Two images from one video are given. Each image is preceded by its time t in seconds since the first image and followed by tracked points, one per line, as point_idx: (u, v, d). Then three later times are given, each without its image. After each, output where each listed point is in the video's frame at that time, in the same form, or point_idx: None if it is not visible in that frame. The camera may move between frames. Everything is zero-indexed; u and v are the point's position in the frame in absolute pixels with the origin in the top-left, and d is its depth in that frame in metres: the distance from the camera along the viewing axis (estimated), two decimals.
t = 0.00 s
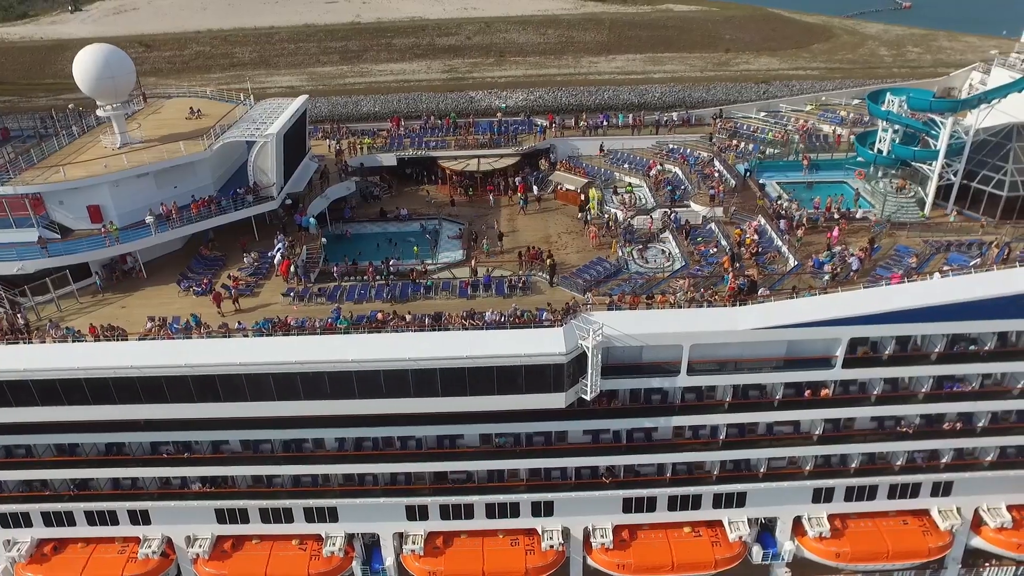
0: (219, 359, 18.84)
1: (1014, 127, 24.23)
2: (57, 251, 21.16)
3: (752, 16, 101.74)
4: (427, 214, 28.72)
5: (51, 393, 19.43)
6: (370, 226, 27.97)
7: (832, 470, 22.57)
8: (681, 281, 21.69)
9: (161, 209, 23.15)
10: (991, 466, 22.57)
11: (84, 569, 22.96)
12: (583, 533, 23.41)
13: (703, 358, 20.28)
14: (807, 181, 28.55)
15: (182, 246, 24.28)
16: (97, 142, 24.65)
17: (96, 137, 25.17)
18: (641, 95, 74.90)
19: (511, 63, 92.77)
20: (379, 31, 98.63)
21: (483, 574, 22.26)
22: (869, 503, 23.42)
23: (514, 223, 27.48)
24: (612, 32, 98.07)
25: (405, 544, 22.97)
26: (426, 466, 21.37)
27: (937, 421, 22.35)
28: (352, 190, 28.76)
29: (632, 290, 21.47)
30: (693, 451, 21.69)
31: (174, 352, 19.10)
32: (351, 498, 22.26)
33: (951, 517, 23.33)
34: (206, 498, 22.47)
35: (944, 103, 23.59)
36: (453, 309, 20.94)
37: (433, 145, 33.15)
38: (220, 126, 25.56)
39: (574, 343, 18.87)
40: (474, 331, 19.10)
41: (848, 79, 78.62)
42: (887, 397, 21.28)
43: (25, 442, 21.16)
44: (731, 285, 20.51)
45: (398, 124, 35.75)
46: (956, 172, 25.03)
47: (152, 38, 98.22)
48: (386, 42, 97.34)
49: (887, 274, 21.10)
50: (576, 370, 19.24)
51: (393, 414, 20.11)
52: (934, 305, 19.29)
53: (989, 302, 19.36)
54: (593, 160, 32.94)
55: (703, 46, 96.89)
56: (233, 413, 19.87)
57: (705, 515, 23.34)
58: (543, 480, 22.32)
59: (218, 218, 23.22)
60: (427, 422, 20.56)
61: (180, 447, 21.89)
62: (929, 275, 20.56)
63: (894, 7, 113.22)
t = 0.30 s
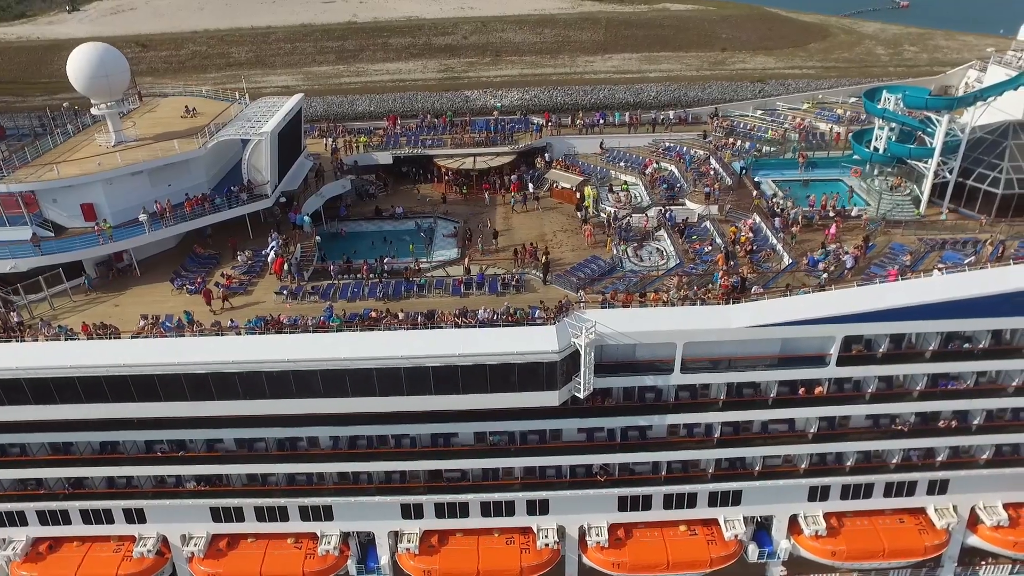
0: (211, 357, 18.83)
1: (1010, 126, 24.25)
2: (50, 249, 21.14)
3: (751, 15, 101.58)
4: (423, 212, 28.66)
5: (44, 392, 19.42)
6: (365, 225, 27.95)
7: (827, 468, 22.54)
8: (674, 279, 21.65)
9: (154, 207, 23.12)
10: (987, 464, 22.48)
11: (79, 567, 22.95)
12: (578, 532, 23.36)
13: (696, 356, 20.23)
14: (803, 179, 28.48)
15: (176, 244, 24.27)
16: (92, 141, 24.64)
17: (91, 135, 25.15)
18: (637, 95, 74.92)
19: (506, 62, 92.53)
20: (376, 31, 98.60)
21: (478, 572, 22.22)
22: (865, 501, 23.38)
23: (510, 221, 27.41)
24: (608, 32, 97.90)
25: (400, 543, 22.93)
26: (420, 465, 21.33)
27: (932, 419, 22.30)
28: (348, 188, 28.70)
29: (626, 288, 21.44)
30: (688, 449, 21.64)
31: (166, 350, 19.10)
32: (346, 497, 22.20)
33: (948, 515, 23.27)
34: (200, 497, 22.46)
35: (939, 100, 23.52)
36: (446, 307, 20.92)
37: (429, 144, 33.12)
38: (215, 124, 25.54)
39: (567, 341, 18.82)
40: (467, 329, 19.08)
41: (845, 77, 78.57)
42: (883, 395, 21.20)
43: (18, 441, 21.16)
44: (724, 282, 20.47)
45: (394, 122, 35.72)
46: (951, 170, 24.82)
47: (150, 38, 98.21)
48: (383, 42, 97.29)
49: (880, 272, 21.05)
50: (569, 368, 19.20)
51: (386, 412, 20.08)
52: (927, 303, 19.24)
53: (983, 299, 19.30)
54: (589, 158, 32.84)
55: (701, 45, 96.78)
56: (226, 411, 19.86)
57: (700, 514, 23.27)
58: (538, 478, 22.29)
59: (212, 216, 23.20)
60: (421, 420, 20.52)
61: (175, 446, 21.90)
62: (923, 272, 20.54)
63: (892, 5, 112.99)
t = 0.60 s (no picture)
0: (201, 355, 18.84)
1: (1003, 123, 24.33)
2: (42, 248, 21.13)
3: (748, 15, 101.59)
4: (417, 211, 28.65)
5: (35, 390, 19.45)
6: (359, 224, 27.97)
7: (819, 467, 22.58)
8: (666, 276, 21.63)
9: (147, 206, 23.12)
10: (979, 462, 22.45)
11: (72, 565, 22.97)
12: (570, 530, 23.35)
13: (687, 355, 20.18)
14: (797, 178, 28.37)
15: (168, 243, 24.26)
16: (85, 140, 24.66)
17: (84, 135, 25.17)
18: (631, 94, 74.95)
19: (500, 62, 92.36)
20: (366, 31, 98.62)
21: (470, 571, 22.21)
22: (857, 500, 23.37)
23: (504, 220, 27.38)
24: (604, 31, 97.88)
25: (392, 542, 22.93)
26: (412, 463, 21.34)
27: (924, 417, 22.30)
28: (342, 187, 28.64)
29: (619, 286, 21.44)
30: (680, 448, 21.64)
31: (157, 348, 19.10)
32: (337, 495, 22.21)
33: (940, 513, 23.27)
34: (192, 495, 22.46)
35: (933, 98, 23.51)
36: (437, 305, 20.91)
37: (424, 142, 33.15)
38: (208, 123, 25.55)
39: (558, 339, 18.79)
40: (457, 326, 19.08)
41: (841, 76, 78.59)
42: (874, 393, 21.18)
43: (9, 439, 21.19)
44: (715, 280, 20.44)
45: (389, 121, 35.74)
46: (945, 168, 24.80)
47: (144, 38, 98.23)
48: (378, 41, 97.30)
49: (872, 270, 21.00)
50: (559, 366, 19.19)
51: (377, 410, 20.09)
52: (917, 300, 19.22)
53: (974, 297, 19.29)
54: (583, 157, 32.79)
55: (697, 44, 96.70)
56: (217, 409, 19.86)
57: (693, 512, 23.24)
58: (529, 477, 22.33)
59: (204, 214, 23.20)
60: (412, 419, 20.52)
61: (167, 444, 21.95)
62: (915, 270, 20.52)
63: (890, 4, 112.88)
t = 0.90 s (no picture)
0: (191, 354, 18.84)
1: (995, 122, 24.54)
2: (33, 247, 21.11)
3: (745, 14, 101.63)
4: (410, 210, 28.64)
5: (25, 389, 19.47)
6: (352, 223, 27.97)
7: (811, 466, 22.58)
8: (657, 275, 21.61)
9: (138, 205, 23.10)
10: (971, 461, 22.44)
11: (64, 565, 22.98)
12: (563, 529, 23.34)
13: (678, 354, 20.14)
14: (790, 176, 28.24)
15: (160, 242, 24.24)
16: (77, 139, 24.65)
17: (76, 134, 25.17)
18: (626, 93, 75.00)
19: (495, 62, 92.36)
20: (365, 31, 98.76)
21: (461, 570, 22.19)
22: (850, 499, 23.33)
23: (497, 219, 27.34)
24: (600, 31, 97.96)
25: (384, 541, 22.94)
26: (403, 462, 21.37)
27: (916, 416, 22.29)
28: (336, 187, 28.60)
29: (610, 285, 21.40)
30: (671, 447, 21.62)
31: (147, 348, 19.10)
32: (329, 494, 22.23)
33: (932, 512, 23.25)
34: (184, 494, 22.48)
35: (926, 97, 23.47)
36: (428, 305, 20.90)
37: (418, 142, 33.16)
38: (200, 122, 25.54)
39: (547, 338, 18.81)
40: (447, 325, 19.07)
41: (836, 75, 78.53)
42: (866, 391, 21.16)
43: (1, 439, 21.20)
44: (705, 279, 20.39)
45: (384, 121, 35.74)
46: (937, 167, 24.81)
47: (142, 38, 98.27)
48: (374, 41, 97.37)
49: (863, 269, 20.97)
50: (549, 365, 19.21)
51: (368, 409, 20.10)
52: (908, 299, 19.17)
53: (964, 296, 19.25)
54: (577, 156, 32.79)
55: (693, 43, 96.72)
56: (208, 409, 19.88)
57: (685, 511, 23.22)
58: (521, 476, 22.35)
59: (196, 214, 23.18)
60: (403, 418, 20.52)
61: (158, 444, 21.97)
62: (906, 269, 20.46)
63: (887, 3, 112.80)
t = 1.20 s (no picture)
0: (177, 353, 18.87)
1: (986, 121, 24.68)
2: (21, 246, 21.11)
3: (740, 15, 101.71)
4: (401, 210, 28.67)
5: (13, 388, 19.52)
6: (343, 223, 27.99)
7: (800, 464, 22.55)
8: (644, 274, 21.60)
9: (127, 205, 23.12)
10: (960, 460, 22.43)
11: (54, 564, 23.02)
12: (551, 528, 23.34)
13: (664, 352, 20.11)
14: (780, 175, 28.20)
15: (150, 242, 24.27)
16: (67, 138, 24.68)
17: (66, 134, 25.20)
18: (620, 93, 75.11)
19: (489, 62, 92.36)
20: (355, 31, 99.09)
21: (450, 569, 22.21)
22: (839, 498, 23.29)
23: (487, 219, 27.33)
24: (595, 31, 98.06)
25: (373, 539, 22.97)
26: (391, 461, 21.39)
27: (905, 414, 22.27)
28: (327, 186, 28.61)
29: (598, 283, 21.38)
30: (658, 445, 21.61)
31: (133, 346, 19.13)
32: (318, 493, 22.27)
33: (922, 511, 23.23)
34: (173, 493, 22.51)
35: (916, 95, 23.40)
36: (414, 303, 20.91)
37: (410, 141, 33.18)
38: (190, 122, 25.59)
39: (532, 337, 18.82)
40: (432, 323, 19.08)
41: (832, 75, 78.51)
42: (853, 390, 21.17)
43: None
44: (692, 277, 20.37)
45: (376, 121, 35.78)
46: (927, 165, 24.65)
47: (139, 39, 98.38)
48: (368, 42, 97.46)
49: (851, 267, 20.95)
50: (535, 363, 19.18)
51: (355, 408, 20.11)
52: (894, 297, 19.13)
53: (951, 294, 19.17)
54: (569, 156, 32.82)
55: (688, 43, 96.70)
56: (195, 407, 19.91)
57: (674, 511, 23.22)
58: (509, 475, 22.38)
59: (185, 213, 23.20)
60: (390, 416, 20.55)
61: (148, 442, 22.00)
62: (893, 267, 20.43)
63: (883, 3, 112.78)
